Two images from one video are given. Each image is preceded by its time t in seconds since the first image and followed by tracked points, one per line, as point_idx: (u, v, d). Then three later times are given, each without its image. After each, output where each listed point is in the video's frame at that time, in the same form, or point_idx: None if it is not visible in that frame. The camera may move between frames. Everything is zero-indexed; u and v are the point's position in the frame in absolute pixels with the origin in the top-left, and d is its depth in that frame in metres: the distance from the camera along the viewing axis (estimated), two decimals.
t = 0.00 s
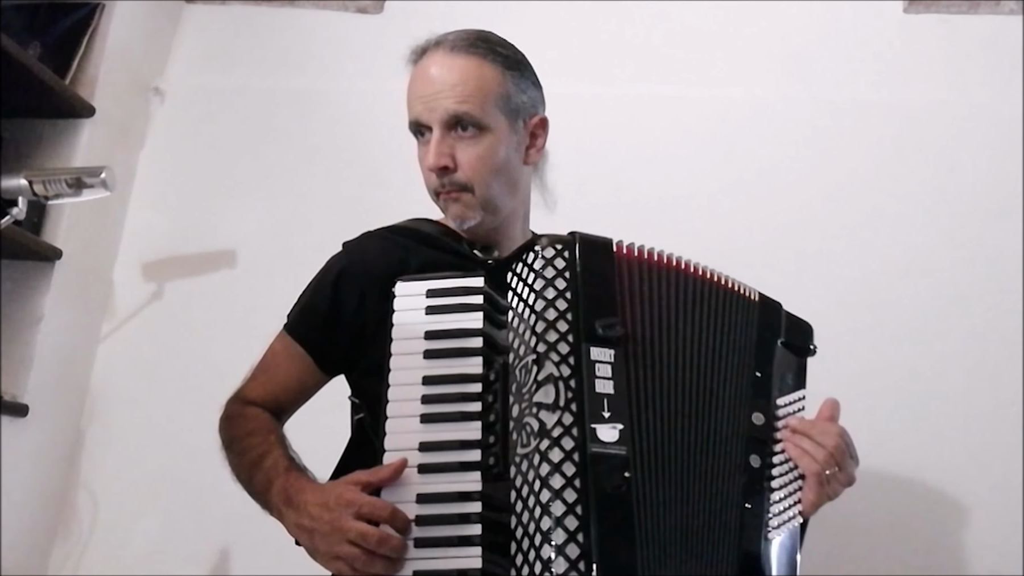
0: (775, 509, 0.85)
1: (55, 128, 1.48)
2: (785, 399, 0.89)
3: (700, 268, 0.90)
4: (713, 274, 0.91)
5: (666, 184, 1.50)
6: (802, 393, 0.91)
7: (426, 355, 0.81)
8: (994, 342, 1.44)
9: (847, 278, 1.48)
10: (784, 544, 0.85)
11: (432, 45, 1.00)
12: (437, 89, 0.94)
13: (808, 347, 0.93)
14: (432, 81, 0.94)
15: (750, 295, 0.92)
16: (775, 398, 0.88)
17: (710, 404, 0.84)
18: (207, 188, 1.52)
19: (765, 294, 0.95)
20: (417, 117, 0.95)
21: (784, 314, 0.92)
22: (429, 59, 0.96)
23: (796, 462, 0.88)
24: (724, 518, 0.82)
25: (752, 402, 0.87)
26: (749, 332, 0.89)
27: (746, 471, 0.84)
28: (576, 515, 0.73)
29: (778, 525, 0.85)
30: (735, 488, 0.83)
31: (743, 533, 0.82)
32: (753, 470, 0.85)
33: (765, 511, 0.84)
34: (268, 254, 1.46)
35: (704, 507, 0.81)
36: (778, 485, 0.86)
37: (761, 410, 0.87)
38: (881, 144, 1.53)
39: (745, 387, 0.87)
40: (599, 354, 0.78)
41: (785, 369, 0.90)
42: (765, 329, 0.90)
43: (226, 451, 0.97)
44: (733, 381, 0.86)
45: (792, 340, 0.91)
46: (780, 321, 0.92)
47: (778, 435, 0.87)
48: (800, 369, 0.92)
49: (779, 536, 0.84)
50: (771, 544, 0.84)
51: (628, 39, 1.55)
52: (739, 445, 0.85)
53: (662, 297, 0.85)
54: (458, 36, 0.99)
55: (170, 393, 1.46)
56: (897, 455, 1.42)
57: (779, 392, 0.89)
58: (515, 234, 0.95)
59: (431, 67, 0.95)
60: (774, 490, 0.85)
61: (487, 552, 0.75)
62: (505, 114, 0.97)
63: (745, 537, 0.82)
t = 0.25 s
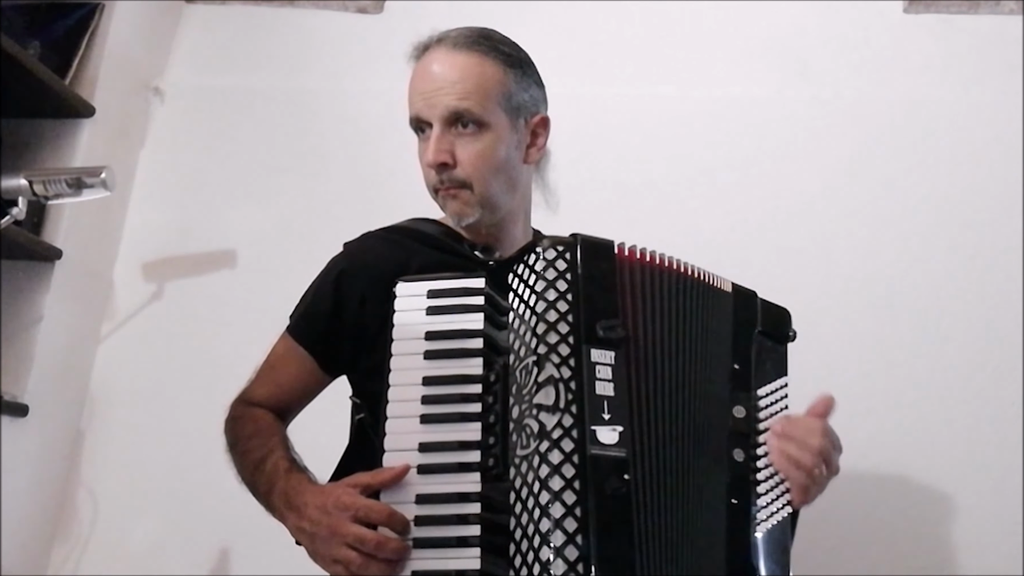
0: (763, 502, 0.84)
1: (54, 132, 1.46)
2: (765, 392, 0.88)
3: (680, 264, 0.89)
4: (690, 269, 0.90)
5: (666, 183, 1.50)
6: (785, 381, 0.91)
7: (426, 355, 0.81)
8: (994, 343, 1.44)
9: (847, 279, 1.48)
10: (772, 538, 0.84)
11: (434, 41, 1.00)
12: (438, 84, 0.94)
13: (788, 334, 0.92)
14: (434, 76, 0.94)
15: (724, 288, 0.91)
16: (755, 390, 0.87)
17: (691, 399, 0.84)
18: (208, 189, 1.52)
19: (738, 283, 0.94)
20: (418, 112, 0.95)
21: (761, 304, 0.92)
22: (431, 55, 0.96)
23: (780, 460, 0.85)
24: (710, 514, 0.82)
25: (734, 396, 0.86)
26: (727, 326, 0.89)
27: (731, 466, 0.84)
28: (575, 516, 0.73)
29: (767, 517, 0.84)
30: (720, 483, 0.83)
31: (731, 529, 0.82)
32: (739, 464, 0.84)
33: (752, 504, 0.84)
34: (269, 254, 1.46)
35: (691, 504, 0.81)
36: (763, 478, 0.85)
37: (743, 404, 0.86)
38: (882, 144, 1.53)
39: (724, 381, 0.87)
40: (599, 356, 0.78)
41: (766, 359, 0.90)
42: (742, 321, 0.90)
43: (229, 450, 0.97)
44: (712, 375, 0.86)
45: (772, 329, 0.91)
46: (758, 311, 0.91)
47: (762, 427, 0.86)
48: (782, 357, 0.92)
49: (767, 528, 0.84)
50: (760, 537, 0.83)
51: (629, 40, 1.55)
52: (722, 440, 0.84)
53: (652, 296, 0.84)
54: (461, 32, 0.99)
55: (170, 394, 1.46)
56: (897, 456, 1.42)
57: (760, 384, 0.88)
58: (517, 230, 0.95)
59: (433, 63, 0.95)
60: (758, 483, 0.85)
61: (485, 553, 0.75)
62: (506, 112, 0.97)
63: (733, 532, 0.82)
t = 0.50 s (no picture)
0: (762, 505, 0.85)
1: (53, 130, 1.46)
2: (764, 392, 0.89)
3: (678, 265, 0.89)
4: (689, 270, 0.90)
5: (665, 184, 1.50)
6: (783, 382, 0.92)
7: (425, 357, 0.81)
8: (993, 344, 1.45)
9: (847, 280, 1.48)
10: (773, 540, 0.85)
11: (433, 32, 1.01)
12: (433, 69, 0.94)
13: (786, 335, 0.93)
14: (429, 62, 0.95)
15: (723, 288, 0.92)
16: (754, 391, 0.88)
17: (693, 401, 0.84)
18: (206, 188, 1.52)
19: (738, 284, 0.94)
20: (411, 96, 0.95)
21: (759, 305, 0.92)
22: (428, 47, 0.98)
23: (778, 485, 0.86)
24: (710, 514, 0.82)
25: (732, 397, 0.87)
26: (725, 326, 0.90)
27: (730, 466, 0.85)
28: (577, 518, 0.73)
29: (766, 519, 0.85)
30: (720, 484, 0.84)
31: (731, 529, 0.83)
32: (737, 465, 0.85)
33: (752, 505, 0.85)
34: (268, 257, 1.45)
35: (692, 505, 0.81)
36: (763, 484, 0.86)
37: (740, 403, 0.87)
38: (881, 145, 1.54)
39: (724, 381, 0.87)
40: (599, 357, 0.78)
41: (764, 360, 0.90)
42: (741, 321, 0.90)
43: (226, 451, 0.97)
44: (712, 377, 0.87)
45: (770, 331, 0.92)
46: (756, 312, 0.92)
47: (762, 431, 0.88)
48: (780, 358, 0.92)
49: (767, 531, 0.85)
50: (761, 538, 0.84)
51: (628, 39, 1.55)
52: (721, 441, 0.85)
53: (650, 297, 0.84)
54: (460, 26, 1.00)
55: (169, 394, 1.46)
56: (896, 456, 1.42)
57: (759, 384, 0.89)
58: (507, 224, 0.96)
59: (430, 53, 0.96)
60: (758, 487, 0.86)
61: (486, 555, 0.75)
62: (499, 99, 0.97)
63: (733, 532, 0.83)
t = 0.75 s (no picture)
0: (757, 496, 0.84)
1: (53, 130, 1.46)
2: (757, 384, 0.88)
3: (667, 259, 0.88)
4: (677, 263, 0.89)
5: (666, 184, 1.50)
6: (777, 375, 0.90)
7: (425, 355, 0.81)
8: (993, 344, 1.45)
9: (848, 280, 1.48)
10: (767, 532, 0.84)
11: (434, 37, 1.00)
12: (432, 77, 0.94)
13: (780, 327, 0.91)
14: (429, 70, 0.94)
15: (712, 282, 0.90)
16: (746, 383, 0.87)
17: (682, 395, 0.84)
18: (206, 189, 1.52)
19: (727, 278, 0.93)
20: (412, 104, 0.95)
21: (750, 297, 0.91)
22: (428, 52, 0.97)
23: (770, 473, 0.85)
24: (702, 509, 0.82)
25: (723, 391, 0.86)
26: (716, 320, 0.88)
27: (723, 461, 0.84)
28: (576, 514, 0.73)
29: (761, 511, 0.84)
30: (712, 478, 0.83)
31: (724, 523, 0.82)
32: (729, 458, 0.84)
33: (746, 499, 0.84)
34: (268, 256, 1.46)
35: (682, 499, 0.81)
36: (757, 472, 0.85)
37: (731, 397, 0.86)
38: (881, 144, 1.54)
39: (714, 376, 0.86)
40: (599, 355, 0.78)
41: (754, 353, 0.89)
42: (731, 314, 0.89)
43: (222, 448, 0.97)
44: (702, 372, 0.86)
45: (762, 322, 0.90)
46: (746, 304, 0.90)
47: (755, 422, 0.86)
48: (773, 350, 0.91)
49: (761, 523, 0.84)
50: (755, 531, 0.83)
51: (628, 40, 1.55)
52: (713, 435, 0.84)
53: (639, 293, 0.83)
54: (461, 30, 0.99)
55: (170, 393, 1.46)
56: (898, 456, 1.42)
57: (751, 377, 0.88)
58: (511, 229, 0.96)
59: (430, 59, 0.95)
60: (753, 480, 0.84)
61: (485, 552, 0.75)
62: (500, 107, 0.96)
63: (725, 527, 0.82)
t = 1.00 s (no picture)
0: (745, 492, 0.79)
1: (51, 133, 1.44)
2: (741, 377, 0.83)
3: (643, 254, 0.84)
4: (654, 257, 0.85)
5: (666, 184, 1.50)
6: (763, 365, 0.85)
7: (426, 357, 0.81)
8: (994, 345, 1.44)
9: (847, 280, 1.48)
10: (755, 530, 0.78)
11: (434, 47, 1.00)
12: (433, 88, 0.94)
13: (765, 318, 0.86)
14: (430, 81, 0.94)
15: (693, 276, 0.86)
16: (730, 378, 0.83)
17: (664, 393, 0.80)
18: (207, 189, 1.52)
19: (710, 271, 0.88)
20: (412, 114, 0.95)
21: (733, 288, 0.86)
22: (429, 60, 0.97)
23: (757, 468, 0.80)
24: (689, 509, 0.77)
25: (707, 386, 0.82)
26: (698, 314, 0.84)
27: (709, 459, 0.79)
28: (576, 517, 0.73)
29: (749, 508, 0.79)
30: (696, 476, 0.79)
31: (712, 523, 0.78)
32: (716, 455, 0.80)
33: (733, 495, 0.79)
34: (268, 255, 1.47)
35: (670, 499, 0.77)
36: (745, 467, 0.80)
37: (716, 393, 0.82)
38: (881, 145, 1.54)
39: (697, 373, 0.82)
40: (600, 358, 0.77)
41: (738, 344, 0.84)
42: (713, 306, 0.85)
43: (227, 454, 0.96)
44: (683, 367, 0.82)
45: (746, 313, 0.85)
46: (729, 295, 0.86)
47: (739, 417, 0.82)
48: (761, 341, 0.86)
49: (749, 520, 0.78)
50: (742, 528, 0.78)
51: (628, 40, 1.55)
52: (698, 432, 0.80)
53: (614, 290, 0.80)
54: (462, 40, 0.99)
55: (171, 393, 1.46)
56: (898, 456, 1.42)
57: (735, 370, 0.83)
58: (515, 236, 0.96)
59: (430, 68, 0.95)
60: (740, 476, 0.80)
61: (485, 554, 0.76)
62: (500, 116, 0.96)
63: (714, 526, 0.78)
